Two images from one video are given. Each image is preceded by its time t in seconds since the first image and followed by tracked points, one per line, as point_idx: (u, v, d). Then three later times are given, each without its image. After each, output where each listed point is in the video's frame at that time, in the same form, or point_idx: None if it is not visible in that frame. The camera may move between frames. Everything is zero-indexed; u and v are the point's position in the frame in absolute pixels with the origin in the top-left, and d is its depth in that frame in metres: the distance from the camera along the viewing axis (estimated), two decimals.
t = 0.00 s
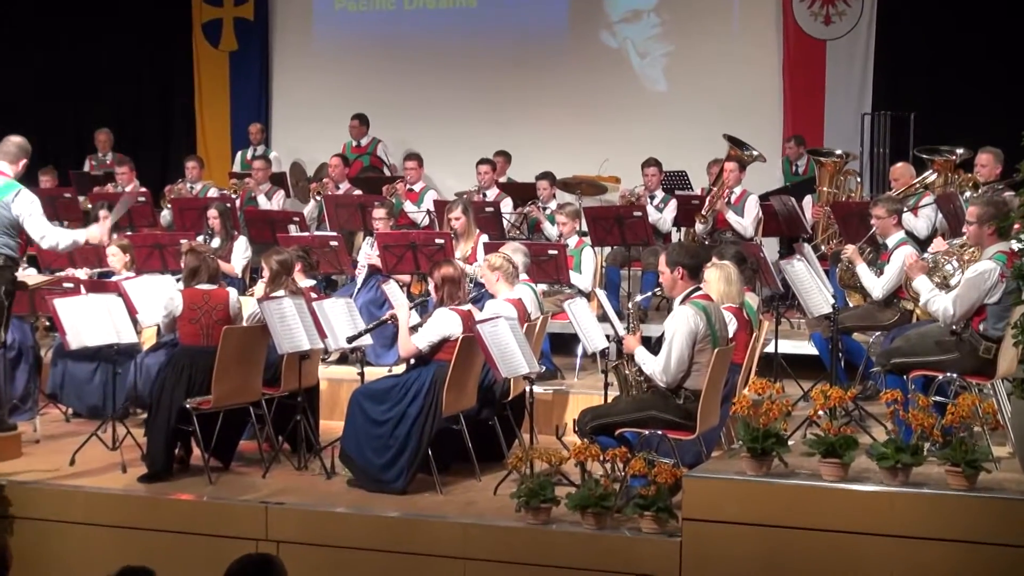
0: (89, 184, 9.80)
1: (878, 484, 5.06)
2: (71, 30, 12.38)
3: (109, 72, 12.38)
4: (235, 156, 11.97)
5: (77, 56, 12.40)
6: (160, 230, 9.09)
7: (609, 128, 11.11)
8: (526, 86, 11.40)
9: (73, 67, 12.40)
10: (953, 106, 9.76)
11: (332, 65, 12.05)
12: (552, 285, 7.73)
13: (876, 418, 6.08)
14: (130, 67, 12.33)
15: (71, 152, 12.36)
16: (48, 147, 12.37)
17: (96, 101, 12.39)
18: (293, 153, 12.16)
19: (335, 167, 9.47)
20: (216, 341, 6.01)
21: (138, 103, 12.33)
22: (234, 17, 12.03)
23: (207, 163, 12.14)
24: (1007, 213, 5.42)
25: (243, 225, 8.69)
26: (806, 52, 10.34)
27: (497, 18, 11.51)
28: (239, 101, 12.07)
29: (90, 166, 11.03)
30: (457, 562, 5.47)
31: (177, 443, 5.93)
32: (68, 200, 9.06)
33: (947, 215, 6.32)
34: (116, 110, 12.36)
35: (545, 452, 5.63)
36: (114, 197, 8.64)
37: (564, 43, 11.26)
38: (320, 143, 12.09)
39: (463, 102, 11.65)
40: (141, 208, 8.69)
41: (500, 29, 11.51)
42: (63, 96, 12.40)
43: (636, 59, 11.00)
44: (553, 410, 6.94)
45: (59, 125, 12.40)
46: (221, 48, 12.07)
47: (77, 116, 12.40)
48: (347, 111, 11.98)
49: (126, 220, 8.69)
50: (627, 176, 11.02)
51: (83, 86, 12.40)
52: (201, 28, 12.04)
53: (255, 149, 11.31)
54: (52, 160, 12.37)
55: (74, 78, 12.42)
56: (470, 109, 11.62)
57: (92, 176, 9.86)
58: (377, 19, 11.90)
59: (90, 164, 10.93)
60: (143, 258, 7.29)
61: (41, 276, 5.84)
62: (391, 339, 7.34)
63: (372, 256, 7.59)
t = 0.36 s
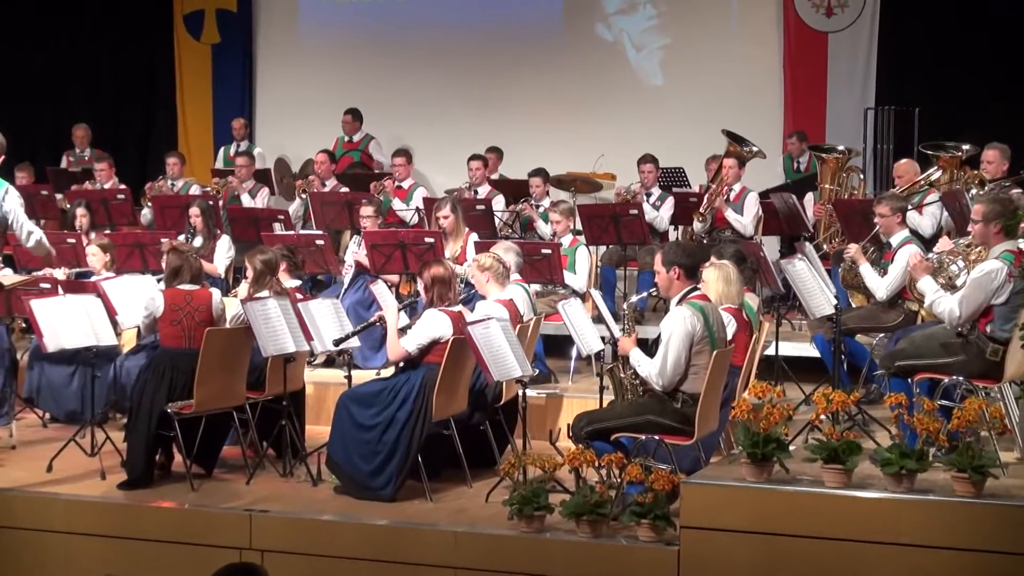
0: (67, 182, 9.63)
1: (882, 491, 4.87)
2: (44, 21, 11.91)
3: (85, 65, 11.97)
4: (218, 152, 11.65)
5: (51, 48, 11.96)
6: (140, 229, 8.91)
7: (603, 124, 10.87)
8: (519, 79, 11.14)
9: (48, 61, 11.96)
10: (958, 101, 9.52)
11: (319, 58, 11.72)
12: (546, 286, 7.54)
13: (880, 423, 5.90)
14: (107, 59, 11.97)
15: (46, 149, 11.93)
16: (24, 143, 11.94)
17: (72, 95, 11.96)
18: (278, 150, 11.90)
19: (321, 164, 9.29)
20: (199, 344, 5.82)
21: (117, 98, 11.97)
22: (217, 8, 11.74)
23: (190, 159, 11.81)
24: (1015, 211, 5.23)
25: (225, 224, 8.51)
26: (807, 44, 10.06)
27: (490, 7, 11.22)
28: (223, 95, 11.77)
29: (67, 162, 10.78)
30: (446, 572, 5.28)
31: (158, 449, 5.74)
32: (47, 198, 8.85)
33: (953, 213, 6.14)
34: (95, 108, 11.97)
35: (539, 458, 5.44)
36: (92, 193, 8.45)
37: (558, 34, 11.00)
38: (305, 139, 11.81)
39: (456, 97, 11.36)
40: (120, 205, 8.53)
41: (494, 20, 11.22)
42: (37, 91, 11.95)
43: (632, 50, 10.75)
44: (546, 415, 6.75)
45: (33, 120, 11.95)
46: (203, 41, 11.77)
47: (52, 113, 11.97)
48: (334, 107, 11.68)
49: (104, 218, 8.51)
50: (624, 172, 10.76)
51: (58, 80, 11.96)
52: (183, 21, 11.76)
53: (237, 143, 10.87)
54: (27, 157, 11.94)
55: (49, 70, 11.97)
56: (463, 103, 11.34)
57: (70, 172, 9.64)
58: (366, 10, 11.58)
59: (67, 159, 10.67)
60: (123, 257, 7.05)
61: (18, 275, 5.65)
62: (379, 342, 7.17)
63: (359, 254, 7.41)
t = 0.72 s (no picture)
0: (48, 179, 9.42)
1: (890, 498, 4.69)
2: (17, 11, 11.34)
3: (61, 58, 11.40)
4: (204, 149, 11.36)
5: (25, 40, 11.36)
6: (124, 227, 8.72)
7: (601, 118, 10.58)
8: (514, 71, 10.84)
9: (17, 52, 11.38)
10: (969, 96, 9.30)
11: (309, 49, 11.39)
12: (545, 286, 7.34)
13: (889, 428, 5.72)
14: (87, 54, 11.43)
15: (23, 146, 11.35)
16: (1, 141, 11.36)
17: (48, 90, 11.39)
18: (267, 144, 11.55)
19: (311, 160, 9.08)
20: (185, 346, 5.62)
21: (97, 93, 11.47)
22: None
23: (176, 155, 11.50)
24: None
25: (212, 222, 8.32)
26: (813, 35, 9.79)
27: None
28: (209, 89, 11.47)
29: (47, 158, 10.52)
30: None
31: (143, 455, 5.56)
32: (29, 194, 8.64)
33: (964, 211, 5.97)
34: (72, 98, 11.42)
35: (536, 464, 5.24)
36: (75, 191, 8.25)
37: (555, 24, 10.70)
38: (293, 133, 11.48)
39: (449, 91, 11.05)
40: (103, 203, 8.33)
41: (489, 11, 10.90)
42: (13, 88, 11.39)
43: (634, 40, 10.46)
44: (544, 420, 6.57)
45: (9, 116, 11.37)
46: (189, 34, 11.43)
47: (28, 110, 11.40)
48: (325, 102, 11.37)
49: (87, 217, 8.31)
50: (625, 168, 10.49)
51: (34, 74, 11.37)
52: (168, 11, 11.41)
53: (223, 139, 10.57)
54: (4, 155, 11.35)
55: (24, 63, 11.38)
56: (456, 98, 11.03)
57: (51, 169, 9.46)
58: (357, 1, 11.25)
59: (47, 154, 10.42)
60: (107, 256, 6.91)
61: None
62: (370, 345, 7.01)
63: (350, 254, 7.23)
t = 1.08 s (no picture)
0: (26, 177, 9.22)
1: (896, 507, 4.51)
2: None
3: (43, 54, 11.15)
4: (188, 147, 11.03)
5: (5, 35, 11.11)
6: (103, 226, 8.53)
7: (598, 114, 10.35)
8: (508, 67, 10.62)
9: None
10: (980, 90, 9.05)
11: (297, 44, 11.17)
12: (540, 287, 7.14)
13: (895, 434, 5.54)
14: (71, 51, 11.21)
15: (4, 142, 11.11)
16: None
17: (29, 87, 11.15)
18: (252, 143, 11.31)
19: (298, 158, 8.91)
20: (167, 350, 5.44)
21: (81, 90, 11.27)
22: None
23: (158, 155, 11.12)
24: None
25: (195, 222, 8.13)
26: (817, 27, 9.51)
27: None
28: (191, 84, 11.12)
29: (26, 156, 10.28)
30: None
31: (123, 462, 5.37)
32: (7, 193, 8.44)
33: (973, 210, 5.78)
34: (54, 92, 11.18)
35: (531, 471, 5.05)
36: (54, 189, 8.07)
37: (550, 18, 10.47)
38: (280, 133, 11.25)
39: (442, 88, 10.83)
40: (83, 202, 8.15)
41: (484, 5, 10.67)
42: None
43: (634, 31, 10.23)
44: (538, 426, 6.38)
45: None
46: (172, 27, 11.08)
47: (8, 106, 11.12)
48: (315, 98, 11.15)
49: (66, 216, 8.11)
50: (622, 166, 10.27)
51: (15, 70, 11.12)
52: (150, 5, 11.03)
53: (207, 136, 10.38)
54: None
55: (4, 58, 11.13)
56: (449, 94, 10.81)
57: (30, 168, 9.26)
58: None
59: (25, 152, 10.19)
60: (87, 256, 6.77)
61: None
62: (359, 348, 6.85)
63: (339, 254, 7.04)
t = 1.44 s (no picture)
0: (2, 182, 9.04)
1: (901, 523, 4.34)
2: None
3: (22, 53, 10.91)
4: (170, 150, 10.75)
5: None
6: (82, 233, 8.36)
7: (594, 117, 10.17)
8: (502, 68, 10.44)
9: None
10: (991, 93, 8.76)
11: (288, 46, 10.98)
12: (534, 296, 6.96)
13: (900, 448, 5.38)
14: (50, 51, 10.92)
15: None
16: None
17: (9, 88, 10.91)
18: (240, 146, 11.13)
19: (284, 162, 8.77)
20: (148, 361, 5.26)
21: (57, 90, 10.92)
22: None
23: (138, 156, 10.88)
24: None
25: (176, 229, 7.97)
26: (821, 26, 9.31)
27: None
28: (172, 86, 10.92)
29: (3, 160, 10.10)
30: None
31: (103, 477, 5.18)
32: None
33: (981, 216, 5.61)
34: (33, 94, 10.92)
35: (524, 486, 4.85)
36: (30, 195, 7.90)
37: (546, 19, 10.29)
38: (269, 137, 11.09)
39: (436, 89, 10.64)
40: (60, 208, 7.99)
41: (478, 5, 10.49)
42: None
43: (631, 33, 10.05)
44: (532, 440, 6.21)
45: None
46: (153, 26, 10.83)
47: None
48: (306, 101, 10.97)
49: (42, 222, 7.95)
50: (619, 170, 10.10)
51: None
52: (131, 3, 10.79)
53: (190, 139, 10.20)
54: None
55: None
56: (443, 96, 10.62)
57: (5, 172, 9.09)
58: None
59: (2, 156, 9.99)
60: (65, 264, 6.67)
61: None
62: (347, 359, 6.70)
63: (326, 262, 6.88)
